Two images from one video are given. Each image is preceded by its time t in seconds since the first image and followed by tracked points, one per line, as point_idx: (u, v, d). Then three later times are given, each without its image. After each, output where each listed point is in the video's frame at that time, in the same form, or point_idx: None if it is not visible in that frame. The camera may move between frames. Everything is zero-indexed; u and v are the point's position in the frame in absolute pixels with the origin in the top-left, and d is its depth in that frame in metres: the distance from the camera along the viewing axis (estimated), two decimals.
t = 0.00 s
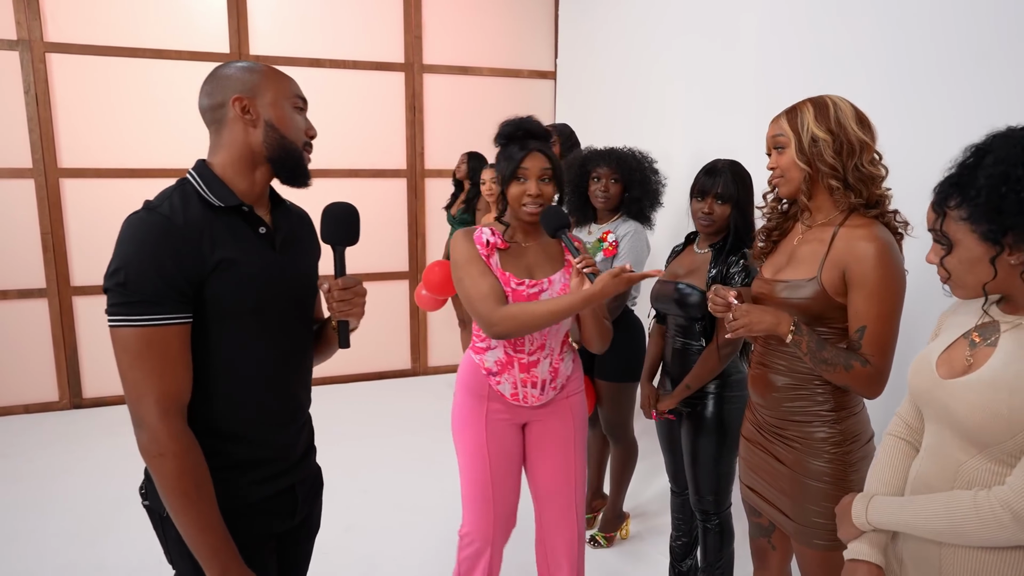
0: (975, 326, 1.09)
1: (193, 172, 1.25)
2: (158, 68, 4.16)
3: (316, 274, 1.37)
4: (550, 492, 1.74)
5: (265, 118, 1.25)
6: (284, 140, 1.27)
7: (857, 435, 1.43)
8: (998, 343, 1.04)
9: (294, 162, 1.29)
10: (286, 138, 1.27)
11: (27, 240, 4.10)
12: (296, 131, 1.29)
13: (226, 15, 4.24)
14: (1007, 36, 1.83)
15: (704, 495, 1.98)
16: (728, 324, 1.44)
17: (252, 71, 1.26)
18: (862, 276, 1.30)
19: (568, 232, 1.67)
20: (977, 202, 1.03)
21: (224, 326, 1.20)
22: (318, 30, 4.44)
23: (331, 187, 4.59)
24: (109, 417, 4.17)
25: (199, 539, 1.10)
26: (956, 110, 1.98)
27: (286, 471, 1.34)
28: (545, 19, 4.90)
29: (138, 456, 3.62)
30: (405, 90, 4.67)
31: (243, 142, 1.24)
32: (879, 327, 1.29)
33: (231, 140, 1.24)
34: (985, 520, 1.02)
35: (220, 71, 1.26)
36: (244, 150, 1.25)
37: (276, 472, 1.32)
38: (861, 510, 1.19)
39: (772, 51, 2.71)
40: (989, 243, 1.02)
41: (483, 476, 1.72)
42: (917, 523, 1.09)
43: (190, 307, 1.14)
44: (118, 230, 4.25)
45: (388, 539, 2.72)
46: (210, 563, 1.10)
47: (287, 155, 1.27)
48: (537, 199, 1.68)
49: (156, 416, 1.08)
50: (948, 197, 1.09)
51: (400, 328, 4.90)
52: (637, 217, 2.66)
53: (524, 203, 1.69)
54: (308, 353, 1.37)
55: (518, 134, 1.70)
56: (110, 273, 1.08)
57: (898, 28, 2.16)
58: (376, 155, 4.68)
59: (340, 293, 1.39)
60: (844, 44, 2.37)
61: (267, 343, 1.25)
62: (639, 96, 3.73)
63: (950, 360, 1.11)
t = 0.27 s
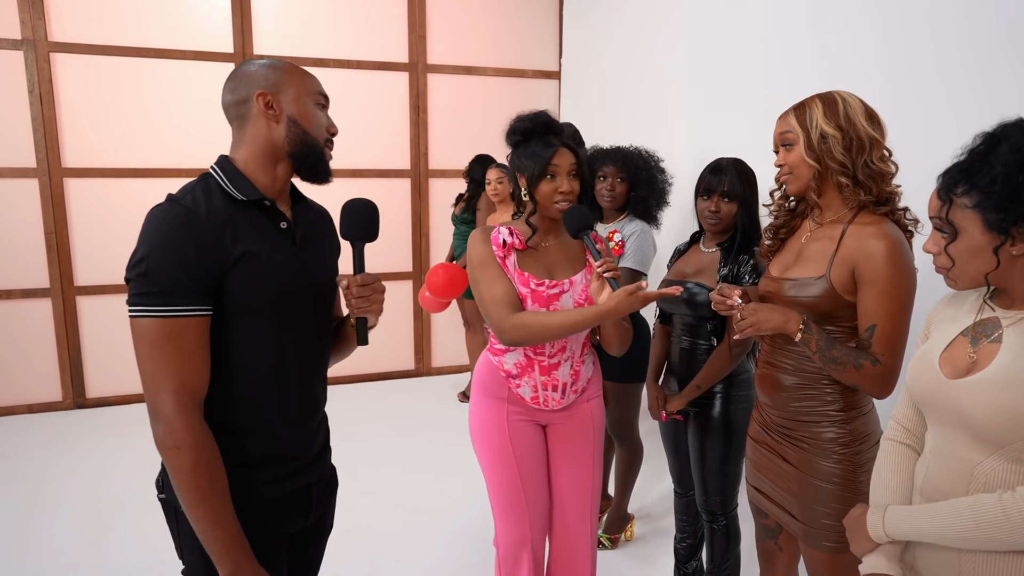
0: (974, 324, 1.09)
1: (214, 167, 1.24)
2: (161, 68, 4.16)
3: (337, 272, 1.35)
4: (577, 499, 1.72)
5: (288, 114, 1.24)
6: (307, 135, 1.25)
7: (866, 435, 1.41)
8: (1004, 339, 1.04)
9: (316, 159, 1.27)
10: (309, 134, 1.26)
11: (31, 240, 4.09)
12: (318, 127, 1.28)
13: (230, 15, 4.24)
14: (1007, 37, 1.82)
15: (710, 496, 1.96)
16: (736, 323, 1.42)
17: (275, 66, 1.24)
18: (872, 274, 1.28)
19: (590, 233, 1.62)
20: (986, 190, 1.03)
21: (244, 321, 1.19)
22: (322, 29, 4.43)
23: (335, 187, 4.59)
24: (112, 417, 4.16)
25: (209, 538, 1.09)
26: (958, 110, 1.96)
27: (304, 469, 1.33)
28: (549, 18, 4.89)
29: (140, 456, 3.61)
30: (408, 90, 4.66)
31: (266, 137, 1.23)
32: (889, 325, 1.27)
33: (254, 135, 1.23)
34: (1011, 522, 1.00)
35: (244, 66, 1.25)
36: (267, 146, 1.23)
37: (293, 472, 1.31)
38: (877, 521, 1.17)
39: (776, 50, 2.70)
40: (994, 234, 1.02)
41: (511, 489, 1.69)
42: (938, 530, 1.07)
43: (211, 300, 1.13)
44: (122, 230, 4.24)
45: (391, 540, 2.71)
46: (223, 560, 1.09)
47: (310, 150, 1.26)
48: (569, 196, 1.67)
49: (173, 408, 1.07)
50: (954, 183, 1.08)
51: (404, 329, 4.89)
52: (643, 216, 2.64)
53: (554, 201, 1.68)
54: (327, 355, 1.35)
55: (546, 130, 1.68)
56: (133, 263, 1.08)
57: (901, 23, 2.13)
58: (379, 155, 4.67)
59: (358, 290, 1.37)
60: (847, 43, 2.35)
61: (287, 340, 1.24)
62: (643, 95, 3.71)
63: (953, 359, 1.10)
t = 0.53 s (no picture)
0: (986, 321, 1.09)
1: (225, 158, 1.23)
2: (165, 67, 4.16)
3: (347, 267, 1.34)
4: (593, 505, 1.71)
5: (301, 105, 1.23)
6: (320, 127, 1.25)
7: (873, 433, 1.40)
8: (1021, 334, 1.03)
9: (329, 151, 1.27)
10: (321, 125, 1.25)
11: (34, 239, 4.10)
12: (330, 120, 1.27)
13: (234, 14, 4.24)
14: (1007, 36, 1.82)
15: (715, 495, 1.95)
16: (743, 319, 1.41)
17: (289, 57, 1.23)
18: (879, 270, 1.27)
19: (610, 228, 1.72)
20: (1002, 179, 1.02)
21: (258, 314, 1.18)
22: (326, 28, 4.43)
23: (338, 186, 4.59)
24: (114, 416, 4.16)
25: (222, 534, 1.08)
26: (960, 110, 1.96)
27: (312, 464, 1.32)
28: (552, 18, 4.88)
29: (143, 454, 3.61)
30: (412, 89, 4.66)
31: (278, 128, 1.22)
32: (897, 322, 1.26)
33: (266, 126, 1.22)
34: None
35: (257, 56, 1.24)
36: (280, 137, 1.23)
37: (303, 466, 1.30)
38: (891, 524, 1.15)
39: (779, 48, 2.69)
40: (1008, 224, 1.02)
41: (531, 497, 1.67)
42: (961, 532, 1.06)
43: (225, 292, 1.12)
44: (125, 229, 4.24)
45: (394, 539, 2.70)
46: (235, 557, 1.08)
47: (322, 143, 1.25)
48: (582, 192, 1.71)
49: (185, 402, 1.06)
50: (967, 173, 1.08)
51: (407, 328, 4.88)
52: (647, 214, 2.63)
53: (569, 198, 1.70)
54: (335, 349, 1.35)
55: (541, 130, 1.70)
56: (146, 253, 1.07)
57: (902, 25, 2.14)
58: (382, 155, 4.66)
59: (372, 284, 1.38)
60: (851, 41, 2.35)
61: (299, 334, 1.23)
62: (647, 94, 3.70)
63: (966, 357, 1.10)
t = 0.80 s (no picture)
0: (1006, 323, 1.09)
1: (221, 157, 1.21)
2: (167, 66, 4.16)
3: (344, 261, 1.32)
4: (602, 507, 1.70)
5: (298, 100, 1.22)
6: (317, 123, 1.24)
7: (879, 432, 1.39)
8: None
9: (326, 146, 1.26)
10: (319, 121, 1.25)
11: (37, 239, 4.10)
12: (328, 115, 1.26)
13: (236, 14, 4.24)
14: (1006, 36, 1.82)
15: (719, 495, 1.94)
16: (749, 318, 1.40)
17: (283, 51, 1.22)
18: (886, 268, 1.26)
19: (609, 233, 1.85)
20: None
21: (270, 315, 1.16)
22: (328, 28, 4.43)
23: (341, 186, 4.58)
24: (117, 416, 4.16)
25: (256, 544, 1.04)
26: (959, 110, 1.96)
27: (321, 465, 1.31)
28: (555, 17, 4.87)
29: (145, 454, 3.60)
30: (414, 89, 4.65)
31: (276, 124, 1.21)
32: (905, 321, 1.25)
33: (263, 122, 1.21)
34: None
35: (249, 51, 1.23)
36: (276, 133, 1.21)
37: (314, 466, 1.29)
38: (910, 529, 1.14)
39: (781, 49, 2.69)
40: None
41: (542, 504, 1.64)
42: (980, 536, 1.06)
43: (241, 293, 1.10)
44: (127, 229, 4.24)
45: (397, 539, 2.69)
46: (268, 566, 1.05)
47: (319, 138, 1.25)
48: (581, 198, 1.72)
49: (209, 409, 1.02)
50: (990, 171, 1.08)
51: (410, 328, 4.87)
52: (651, 214, 2.62)
53: (570, 205, 1.70)
54: (340, 347, 1.35)
55: (546, 133, 1.69)
56: (159, 258, 1.04)
57: (903, 25, 2.14)
58: (385, 154, 4.66)
59: (379, 282, 1.38)
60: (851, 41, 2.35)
61: (309, 333, 1.22)
62: (649, 94, 3.70)
63: (987, 361, 1.10)
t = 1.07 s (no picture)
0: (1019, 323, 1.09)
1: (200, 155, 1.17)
2: (169, 67, 4.16)
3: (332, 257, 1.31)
4: (606, 513, 1.69)
5: (281, 93, 1.19)
6: (300, 116, 1.20)
7: (883, 433, 1.39)
8: None
9: (311, 140, 1.23)
10: (304, 114, 1.21)
11: (39, 239, 4.10)
12: (312, 108, 1.23)
13: (238, 15, 4.24)
14: (1006, 37, 1.82)
15: (720, 496, 1.94)
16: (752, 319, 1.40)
17: (262, 40, 1.18)
18: (890, 268, 1.26)
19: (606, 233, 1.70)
20: None
21: (263, 318, 1.13)
22: (330, 29, 4.43)
23: (342, 186, 4.59)
24: (119, 416, 4.16)
25: (280, 562, 0.99)
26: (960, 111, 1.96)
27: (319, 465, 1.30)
28: (557, 18, 4.87)
29: (147, 454, 3.60)
30: (416, 90, 4.66)
31: (258, 118, 1.17)
32: (910, 321, 1.25)
33: (244, 117, 1.17)
34: None
35: (226, 41, 1.18)
36: (257, 128, 1.18)
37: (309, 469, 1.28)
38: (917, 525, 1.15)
39: (782, 49, 2.69)
40: None
41: (545, 506, 1.65)
42: (987, 535, 1.06)
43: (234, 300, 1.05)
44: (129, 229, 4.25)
45: (398, 539, 2.69)
46: None
47: (303, 132, 1.21)
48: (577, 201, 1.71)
49: (210, 427, 0.97)
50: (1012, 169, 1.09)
51: (411, 329, 4.87)
52: (654, 214, 2.62)
53: (570, 209, 1.70)
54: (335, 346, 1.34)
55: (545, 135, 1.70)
56: (142, 272, 0.97)
57: (905, 26, 2.14)
58: (387, 155, 4.66)
59: (379, 286, 1.37)
60: (852, 42, 2.35)
61: (302, 334, 1.19)
62: (651, 94, 3.70)
63: (999, 359, 1.10)
